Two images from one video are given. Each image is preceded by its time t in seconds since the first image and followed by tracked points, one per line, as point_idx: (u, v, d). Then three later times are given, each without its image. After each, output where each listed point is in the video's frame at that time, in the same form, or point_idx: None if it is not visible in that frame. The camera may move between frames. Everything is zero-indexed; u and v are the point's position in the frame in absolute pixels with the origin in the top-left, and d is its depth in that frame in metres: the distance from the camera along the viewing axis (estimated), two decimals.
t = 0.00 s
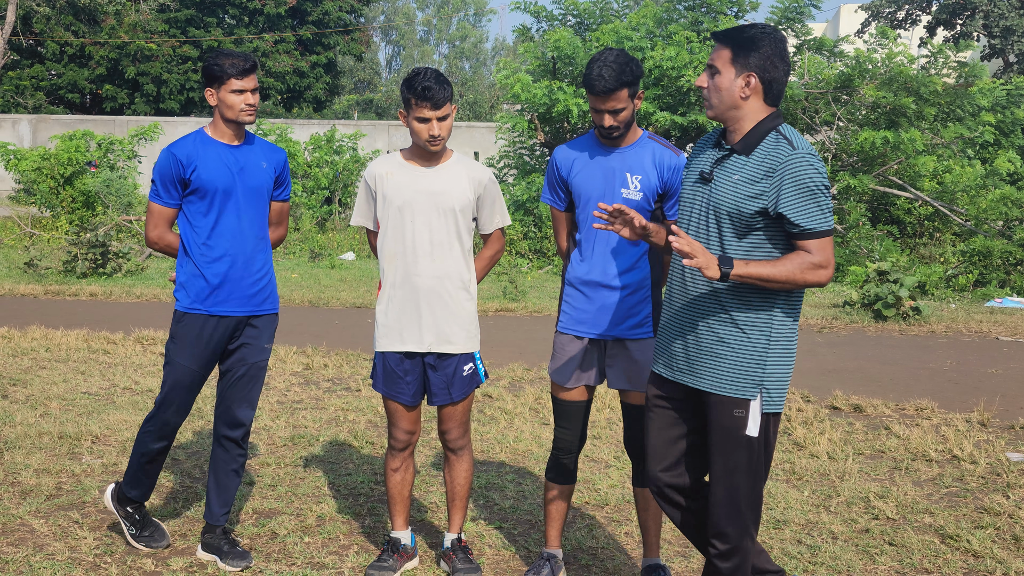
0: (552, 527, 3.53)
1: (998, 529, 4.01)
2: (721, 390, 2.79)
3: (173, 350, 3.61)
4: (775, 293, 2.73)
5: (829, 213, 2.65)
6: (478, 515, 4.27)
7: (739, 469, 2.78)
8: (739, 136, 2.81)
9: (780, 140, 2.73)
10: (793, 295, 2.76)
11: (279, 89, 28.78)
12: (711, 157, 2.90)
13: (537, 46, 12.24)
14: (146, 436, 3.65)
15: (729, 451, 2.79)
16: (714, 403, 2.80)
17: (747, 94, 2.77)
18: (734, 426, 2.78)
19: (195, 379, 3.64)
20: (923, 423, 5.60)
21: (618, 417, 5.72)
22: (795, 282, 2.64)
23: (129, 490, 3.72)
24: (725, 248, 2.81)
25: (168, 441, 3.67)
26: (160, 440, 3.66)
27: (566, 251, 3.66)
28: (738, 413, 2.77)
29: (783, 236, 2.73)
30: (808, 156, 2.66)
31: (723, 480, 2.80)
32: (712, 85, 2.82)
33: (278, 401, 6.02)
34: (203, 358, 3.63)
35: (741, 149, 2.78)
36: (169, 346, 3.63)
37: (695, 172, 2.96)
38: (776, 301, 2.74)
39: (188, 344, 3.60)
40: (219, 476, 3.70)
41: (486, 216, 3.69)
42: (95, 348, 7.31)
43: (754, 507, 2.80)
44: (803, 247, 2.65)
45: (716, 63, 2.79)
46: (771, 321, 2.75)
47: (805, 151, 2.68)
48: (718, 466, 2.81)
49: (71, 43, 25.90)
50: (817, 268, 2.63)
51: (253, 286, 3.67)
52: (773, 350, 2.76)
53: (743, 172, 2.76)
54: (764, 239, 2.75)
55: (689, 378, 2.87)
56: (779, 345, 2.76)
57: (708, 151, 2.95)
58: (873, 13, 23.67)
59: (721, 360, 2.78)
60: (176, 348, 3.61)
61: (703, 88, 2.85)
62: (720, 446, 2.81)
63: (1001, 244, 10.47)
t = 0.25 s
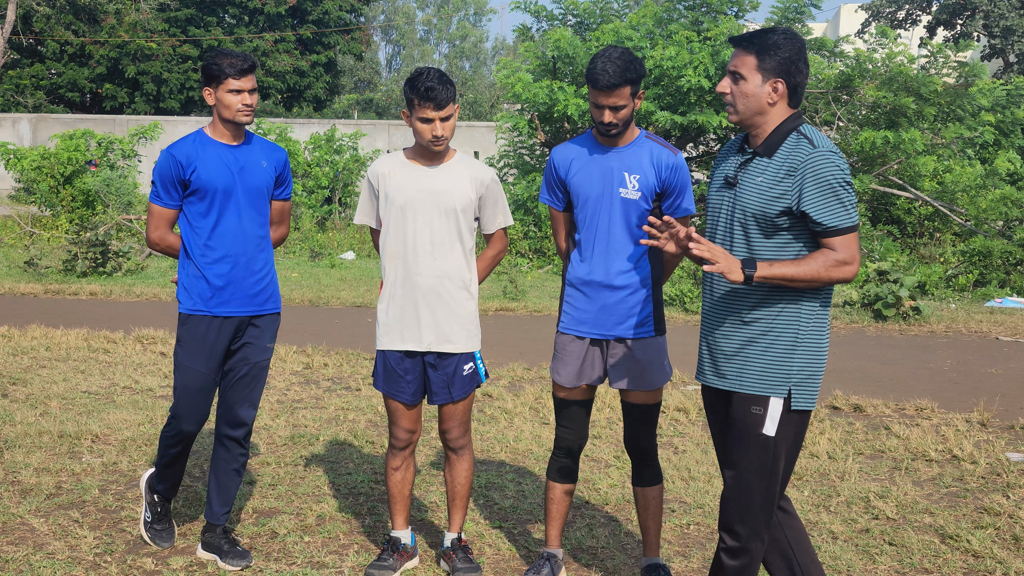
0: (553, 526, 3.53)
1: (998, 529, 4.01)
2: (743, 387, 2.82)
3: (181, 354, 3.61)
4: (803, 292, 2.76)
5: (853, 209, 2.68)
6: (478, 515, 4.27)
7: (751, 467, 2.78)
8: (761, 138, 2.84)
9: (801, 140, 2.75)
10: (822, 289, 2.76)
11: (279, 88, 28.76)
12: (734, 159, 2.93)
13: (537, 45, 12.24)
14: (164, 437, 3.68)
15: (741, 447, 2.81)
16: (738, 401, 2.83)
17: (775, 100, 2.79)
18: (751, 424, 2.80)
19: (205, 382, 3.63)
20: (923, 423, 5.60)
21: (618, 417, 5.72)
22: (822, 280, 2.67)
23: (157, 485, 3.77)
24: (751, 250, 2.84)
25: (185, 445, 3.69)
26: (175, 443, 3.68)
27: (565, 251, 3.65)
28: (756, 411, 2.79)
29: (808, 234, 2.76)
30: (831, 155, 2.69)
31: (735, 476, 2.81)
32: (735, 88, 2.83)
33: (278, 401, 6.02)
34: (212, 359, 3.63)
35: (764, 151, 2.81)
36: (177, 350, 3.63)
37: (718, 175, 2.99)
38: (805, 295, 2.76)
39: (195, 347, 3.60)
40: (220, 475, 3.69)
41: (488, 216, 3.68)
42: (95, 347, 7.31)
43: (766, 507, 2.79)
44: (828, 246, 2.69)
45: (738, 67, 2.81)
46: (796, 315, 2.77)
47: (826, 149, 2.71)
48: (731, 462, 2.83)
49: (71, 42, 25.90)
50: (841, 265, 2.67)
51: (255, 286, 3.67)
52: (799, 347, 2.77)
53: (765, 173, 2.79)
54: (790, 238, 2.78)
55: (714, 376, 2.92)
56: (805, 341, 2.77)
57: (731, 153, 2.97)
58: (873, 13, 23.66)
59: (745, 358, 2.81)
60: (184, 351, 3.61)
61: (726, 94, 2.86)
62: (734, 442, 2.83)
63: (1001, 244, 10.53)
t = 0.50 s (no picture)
0: (552, 526, 3.53)
1: (998, 529, 4.01)
2: (766, 380, 2.81)
3: (186, 351, 3.60)
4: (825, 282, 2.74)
5: (874, 202, 2.68)
6: (478, 514, 4.27)
7: (759, 458, 2.80)
8: (783, 136, 2.86)
9: (819, 136, 2.77)
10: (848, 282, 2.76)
11: (279, 87, 28.76)
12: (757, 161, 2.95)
13: (537, 45, 12.23)
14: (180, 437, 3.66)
15: (756, 440, 2.81)
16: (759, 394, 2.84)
17: (801, 102, 2.81)
18: (769, 417, 2.80)
19: (214, 376, 3.61)
20: (922, 423, 5.60)
21: (618, 416, 5.72)
22: (844, 274, 2.67)
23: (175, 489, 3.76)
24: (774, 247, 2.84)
25: (197, 447, 3.66)
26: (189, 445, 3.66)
27: (565, 250, 3.65)
28: (775, 404, 2.79)
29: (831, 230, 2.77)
30: (851, 150, 2.70)
31: (746, 468, 2.82)
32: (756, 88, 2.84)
33: (278, 400, 6.02)
34: (219, 356, 3.63)
35: (786, 149, 2.82)
36: (183, 347, 3.62)
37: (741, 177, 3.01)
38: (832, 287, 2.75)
39: (200, 345, 3.59)
40: (221, 474, 3.69)
41: (489, 216, 3.68)
42: (94, 346, 7.31)
43: (776, 503, 2.79)
44: (850, 239, 2.69)
45: (759, 67, 2.82)
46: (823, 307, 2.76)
47: (845, 144, 2.72)
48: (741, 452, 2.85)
49: (71, 41, 25.91)
50: (864, 258, 2.66)
51: (256, 285, 3.66)
52: (824, 341, 2.76)
53: (787, 170, 2.80)
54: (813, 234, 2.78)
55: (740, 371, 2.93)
56: (833, 334, 2.76)
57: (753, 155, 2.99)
58: (873, 13, 23.65)
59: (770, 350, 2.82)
60: (191, 349, 3.59)
61: (751, 96, 2.85)
62: (749, 434, 2.84)
63: (1001, 245, 10.55)
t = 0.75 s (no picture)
0: (551, 525, 3.53)
1: (997, 529, 4.01)
2: (775, 373, 2.82)
3: (186, 349, 3.59)
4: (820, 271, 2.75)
5: (874, 188, 2.66)
6: (477, 513, 4.27)
7: (769, 454, 2.81)
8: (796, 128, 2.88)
9: (827, 126, 2.77)
10: (853, 272, 2.74)
11: (279, 86, 28.75)
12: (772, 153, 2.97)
13: (537, 44, 12.22)
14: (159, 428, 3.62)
15: (764, 436, 2.82)
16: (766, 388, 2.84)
17: (820, 96, 2.82)
18: (776, 411, 2.80)
19: (210, 378, 3.62)
20: (922, 422, 5.60)
21: (617, 416, 5.72)
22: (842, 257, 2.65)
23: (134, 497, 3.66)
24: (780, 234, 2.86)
25: (180, 446, 3.65)
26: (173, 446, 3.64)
27: (563, 249, 3.65)
28: (781, 399, 2.79)
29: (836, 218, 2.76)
30: (857, 137, 2.70)
31: (757, 465, 2.83)
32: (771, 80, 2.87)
33: (277, 399, 6.01)
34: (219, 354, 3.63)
35: (796, 140, 2.85)
36: (181, 345, 3.61)
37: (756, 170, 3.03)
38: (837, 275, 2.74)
39: (201, 343, 3.59)
40: (222, 472, 3.70)
41: (488, 216, 3.68)
42: (93, 345, 7.30)
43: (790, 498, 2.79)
44: (848, 224, 2.67)
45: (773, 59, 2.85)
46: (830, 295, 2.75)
47: (850, 132, 2.72)
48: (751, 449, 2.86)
49: (71, 40, 25.90)
50: (860, 242, 2.64)
51: (259, 284, 3.66)
52: (832, 330, 2.74)
53: (796, 160, 2.82)
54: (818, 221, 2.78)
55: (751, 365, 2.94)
56: (841, 323, 2.74)
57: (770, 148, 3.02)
58: (872, 13, 23.63)
59: (779, 341, 2.82)
60: (190, 347, 3.59)
61: (771, 90, 2.86)
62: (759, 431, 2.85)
63: (1000, 244, 10.50)
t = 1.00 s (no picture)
0: (549, 526, 3.53)
1: (995, 529, 4.01)
2: (781, 370, 2.81)
3: (183, 350, 3.59)
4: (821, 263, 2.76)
5: (870, 183, 2.66)
6: (475, 514, 4.27)
7: (778, 453, 2.81)
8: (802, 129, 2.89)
9: (830, 124, 2.78)
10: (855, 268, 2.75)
11: (277, 87, 28.74)
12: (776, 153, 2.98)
13: (536, 45, 12.22)
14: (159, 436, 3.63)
15: (772, 436, 2.82)
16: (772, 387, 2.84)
17: (829, 97, 2.83)
18: (784, 411, 2.80)
19: (207, 380, 3.62)
20: (920, 423, 5.61)
21: (616, 416, 5.72)
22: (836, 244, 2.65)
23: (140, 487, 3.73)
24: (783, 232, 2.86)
25: (179, 443, 3.65)
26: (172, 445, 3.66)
27: (562, 249, 3.65)
28: (789, 398, 2.79)
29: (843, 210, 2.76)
30: (860, 133, 2.71)
31: (767, 465, 2.83)
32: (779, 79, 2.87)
33: (275, 400, 6.01)
34: (215, 355, 3.62)
35: (802, 138, 2.86)
36: (178, 346, 3.62)
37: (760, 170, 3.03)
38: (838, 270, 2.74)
39: (199, 343, 3.59)
40: (220, 473, 3.69)
41: (485, 216, 3.68)
42: (92, 345, 7.30)
43: (800, 497, 2.79)
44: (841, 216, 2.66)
45: (781, 59, 2.86)
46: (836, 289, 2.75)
47: (853, 128, 2.73)
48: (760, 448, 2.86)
49: (69, 40, 25.89)
50: (849, 234, 2.63)
51: (257, 285, 3.67)
52: (838, 326, 2.74)
53: (800, 158, 2.82)
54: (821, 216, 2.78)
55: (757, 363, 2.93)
56: (847, 316, 2.74)
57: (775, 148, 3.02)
58: (870, 14, 23.63)
59: (785, 338, 2.81)
60: (186, 349, 3.59)
61: (780, 90, 2.86)
62: (767, 431, 2.85)
63: (999, 246, 10.46)
